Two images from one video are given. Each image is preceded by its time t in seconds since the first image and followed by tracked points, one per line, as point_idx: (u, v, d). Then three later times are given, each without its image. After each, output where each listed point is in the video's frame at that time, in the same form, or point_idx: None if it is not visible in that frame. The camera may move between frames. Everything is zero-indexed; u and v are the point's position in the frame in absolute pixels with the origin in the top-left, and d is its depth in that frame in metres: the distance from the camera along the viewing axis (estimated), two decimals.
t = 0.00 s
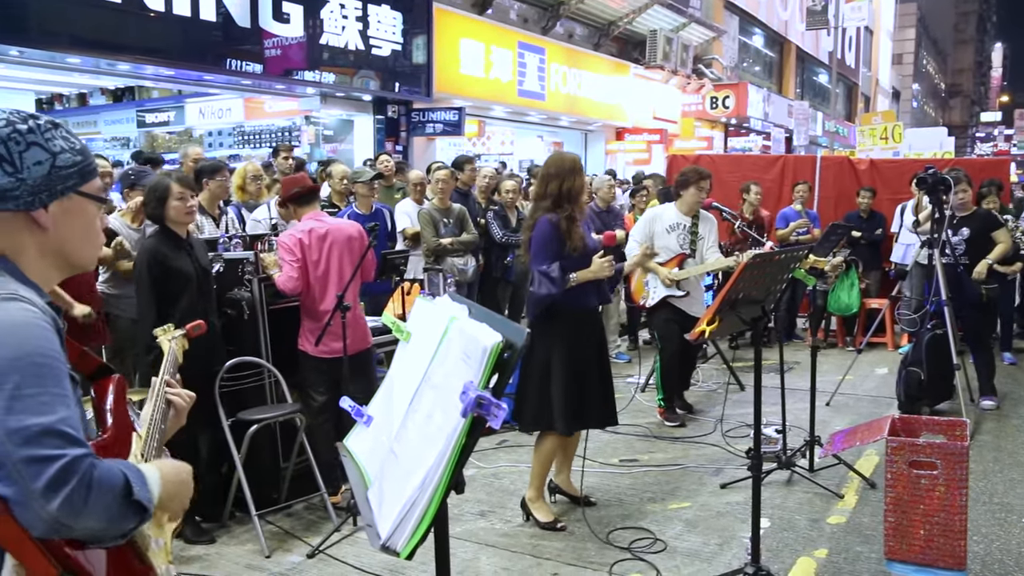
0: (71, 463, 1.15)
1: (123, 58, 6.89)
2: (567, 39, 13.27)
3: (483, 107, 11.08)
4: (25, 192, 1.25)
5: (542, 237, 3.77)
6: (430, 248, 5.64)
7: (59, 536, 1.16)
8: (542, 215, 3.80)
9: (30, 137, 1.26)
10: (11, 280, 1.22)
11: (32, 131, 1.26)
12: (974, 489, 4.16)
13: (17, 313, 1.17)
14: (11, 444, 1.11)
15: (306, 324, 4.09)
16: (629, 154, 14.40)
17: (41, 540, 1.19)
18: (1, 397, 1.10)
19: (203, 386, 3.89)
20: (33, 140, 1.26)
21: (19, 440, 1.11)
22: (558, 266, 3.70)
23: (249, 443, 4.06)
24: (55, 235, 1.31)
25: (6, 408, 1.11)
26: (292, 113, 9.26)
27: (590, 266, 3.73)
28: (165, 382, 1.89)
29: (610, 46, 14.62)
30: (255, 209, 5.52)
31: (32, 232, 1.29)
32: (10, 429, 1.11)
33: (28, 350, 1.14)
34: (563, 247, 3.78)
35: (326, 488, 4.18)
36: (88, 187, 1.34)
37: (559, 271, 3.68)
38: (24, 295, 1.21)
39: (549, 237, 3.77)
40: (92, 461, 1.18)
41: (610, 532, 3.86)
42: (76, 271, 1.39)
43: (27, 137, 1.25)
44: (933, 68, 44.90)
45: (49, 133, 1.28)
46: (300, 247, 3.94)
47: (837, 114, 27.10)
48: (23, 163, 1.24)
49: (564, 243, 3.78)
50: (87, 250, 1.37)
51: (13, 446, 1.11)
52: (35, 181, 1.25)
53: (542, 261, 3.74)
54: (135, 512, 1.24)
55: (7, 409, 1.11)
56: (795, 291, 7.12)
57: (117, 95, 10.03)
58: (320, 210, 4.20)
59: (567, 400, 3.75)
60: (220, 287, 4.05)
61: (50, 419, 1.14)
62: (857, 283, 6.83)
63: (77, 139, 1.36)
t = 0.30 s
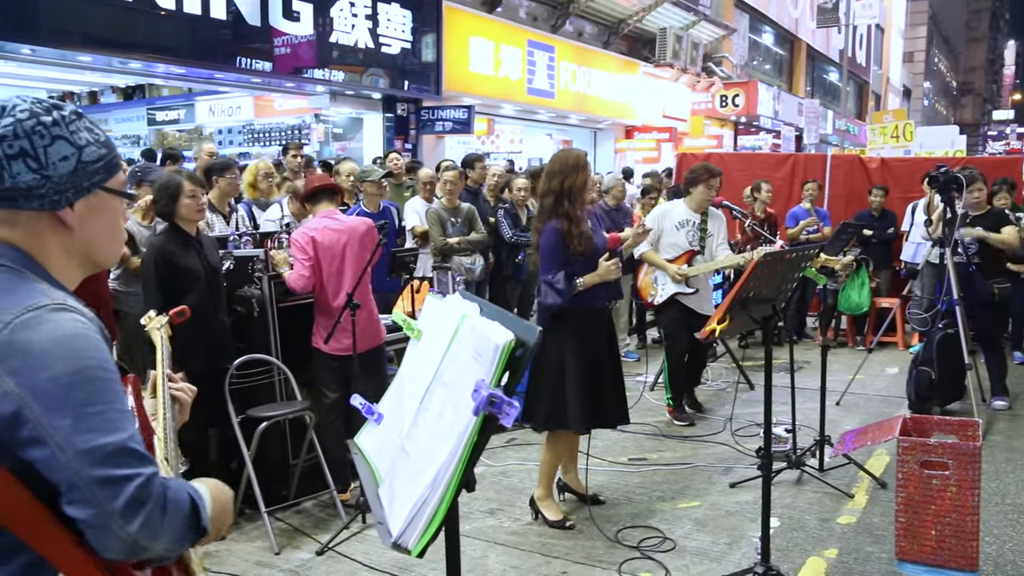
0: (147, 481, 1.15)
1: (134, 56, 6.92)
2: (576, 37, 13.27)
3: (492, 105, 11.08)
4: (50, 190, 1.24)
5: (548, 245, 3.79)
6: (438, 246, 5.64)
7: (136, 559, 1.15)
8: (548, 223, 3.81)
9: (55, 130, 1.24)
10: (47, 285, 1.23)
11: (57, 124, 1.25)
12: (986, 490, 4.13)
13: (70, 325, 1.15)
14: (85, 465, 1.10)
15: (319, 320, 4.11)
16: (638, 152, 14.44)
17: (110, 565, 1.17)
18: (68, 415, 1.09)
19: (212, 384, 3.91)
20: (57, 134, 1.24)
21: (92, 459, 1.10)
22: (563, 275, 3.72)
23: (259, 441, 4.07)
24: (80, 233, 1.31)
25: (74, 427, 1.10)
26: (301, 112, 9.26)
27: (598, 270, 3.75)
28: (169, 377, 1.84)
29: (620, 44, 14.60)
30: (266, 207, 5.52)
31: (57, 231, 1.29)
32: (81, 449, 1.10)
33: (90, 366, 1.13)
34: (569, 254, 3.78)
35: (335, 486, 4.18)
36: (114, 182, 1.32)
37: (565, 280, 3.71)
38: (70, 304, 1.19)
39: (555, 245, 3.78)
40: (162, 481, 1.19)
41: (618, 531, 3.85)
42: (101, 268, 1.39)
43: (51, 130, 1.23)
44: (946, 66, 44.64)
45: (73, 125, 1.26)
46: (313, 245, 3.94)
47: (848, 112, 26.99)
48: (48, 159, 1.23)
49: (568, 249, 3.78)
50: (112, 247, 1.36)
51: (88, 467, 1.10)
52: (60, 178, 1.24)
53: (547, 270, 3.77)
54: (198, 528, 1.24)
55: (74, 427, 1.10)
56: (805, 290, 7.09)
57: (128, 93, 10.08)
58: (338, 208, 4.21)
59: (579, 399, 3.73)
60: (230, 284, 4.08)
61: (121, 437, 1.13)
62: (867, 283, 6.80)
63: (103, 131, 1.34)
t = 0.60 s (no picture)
0: (200, 490, 1.20)
1: (147, 54, 6.94)
2: (588, 35, 13.27)
3: (503, 103, 11.09)
4: (75, 188, 1.23)
5: (564, 249, 3.78)
6: (449, 244, 5.64)
7: (191, 565, 1.20)
8: (564, 224, 3.81)
9: (80, 126, 1.22)
10: (83, 286, 1.25)
11: (82, 120, 1.23)
12: (1000, 492, 4.11)
13: (115, 331, 1.17)
14: (139, 476, 1.14)
15: (331, 317, 4.13)
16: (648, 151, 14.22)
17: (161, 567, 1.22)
18: (120, 426, 1.13)
19: (224, 381, 3.92)
20: (83, 130, 1.22)
21: (148, 471, 1.14)
22: (580, 280, 3.70)
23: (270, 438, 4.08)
24: (105, 233, 1.31)
25: (126, 437, 1.13)
26: (313, 109, 9.27)
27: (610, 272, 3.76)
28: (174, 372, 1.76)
29: (631, 43, 14.58)
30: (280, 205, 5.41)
31: (83, 231, 1.29)
32: (136, 460, 1.13)
33: (139, 376, 1.15)
34: (584, 255, 3.79)
35: (345, 483, 4.18)
36: (138, 178, 1.32)
37: (580, 284, 3.68)
38: (113, 309, 1.21)
39: (570, 248, 3.78)
40: (213, 486, 1.23)
41: (628, 530, 3.85)
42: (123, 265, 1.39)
43: (77, 126, 1.21)
44: (959, 65, 44.36)
45: (98, 120, 1.25)
46: (326, 243, 3.95)
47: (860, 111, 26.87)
48: (73, 156, 1.21)
49: (585, 250, 3.78)
50: (134, 243, 1.36)
51: (143, 478, 1.14)
52: (85, 176, 1.23)
53: (563, 277, 3.74)
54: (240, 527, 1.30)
55: (127, 438, 1.13)
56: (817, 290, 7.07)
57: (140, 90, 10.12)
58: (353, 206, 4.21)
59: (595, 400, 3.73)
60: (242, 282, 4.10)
61: (173, 446, 1.17)
62: (879, 282, 6.77)
63: (126, 126, 1.32)
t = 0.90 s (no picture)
0: (218, 471, 1.26)
1: (161, 53, 6.95)
2: (600, 34, 13.27)
3: (515, 102, 11.10)
4: (83, 185, 1.25)
5: (586, 245, 3.73)
6: (462, 243, 5.65)
7: (212, 544, 1.26)
8: (583, 220, 3.78)
9: (88, 125, 1.24)
10: (93, 279, 1.28)
11: (90, 119, 1.25)
12: (1017, 494, 4.07)
13: (131, 321, 1.22)
14: (161, 459, 1.19)
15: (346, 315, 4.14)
16: (661, 150, 14.24)
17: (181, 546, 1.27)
18: (140, 411, 1.17)
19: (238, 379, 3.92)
20: (90, 128, 1.24)
21: (169, 453, 1.19)
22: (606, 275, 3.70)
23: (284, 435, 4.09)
24: (112, 229, 1.32)
25: (146, 423, 1.18)
26: (326, 108, 9.31)
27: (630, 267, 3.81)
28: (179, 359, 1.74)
29: (643, 42, 14.55)
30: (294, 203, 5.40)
31: (91, 227, 1.30)
32: (158, 444, 1.18)
33: (155, 365, 1.20)
34: (605, 253, 3.78)
35: (358, 481, 4.18)
36: (144, 176, 1.34)
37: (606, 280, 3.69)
38: (126, 300, 1.26)
39: (592, 244, 3.74)
40: (229, 468, 1.29)
41: (641, 529, 3.84)
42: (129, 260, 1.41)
43: (84, 126, 1.23)
44: (975, 63, 44.04)
45: (105, 118, 1.27)
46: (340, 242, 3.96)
47: (874, 109, 26.73)
48: (80, 154, 1.24)
49: (605, 248, 3.77)
50: (141, 239, 1.38)
51: (165, 460, 1.19)
52: (92, 173, 1.25)
53: (588, 273, 3.72)
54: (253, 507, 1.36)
55: (148, 423, 1.18)
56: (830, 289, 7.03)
57: (155, 89, 10.17)
58: (367, 204, 4.21)
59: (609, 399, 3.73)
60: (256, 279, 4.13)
61: (191, 430, 1.22)
62: (894, 282, 6.73)
63: (130, 124, 1.35)
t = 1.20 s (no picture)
0: (187, 466, 1.22)
1: (178, 52, 6.98)
2: (615, 33, 13.28)
3: (531, 101, 11.10)
4: (102, 183, 1.26)
5: (604, 233, 3.73)
6: (477, 242, 5.65)
7: (175, 537, 1.23)
8: (599, 210, 3.78)
9: (107, 125, 1.25)
10: (103, 275, 1.29)
11: (110, 120, 1.26)
12: None
13: (124, 314, 1.22)
14: (132, 451, 1.18)
15: (360, 314, 4.15)
16: (676, 149, 14.12)
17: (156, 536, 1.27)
18: (117, 402, 1.17)
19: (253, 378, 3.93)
20: (109, 129, 1.26)
21: (139, 445, 1.18)
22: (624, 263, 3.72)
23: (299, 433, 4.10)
24: (129, 224, 1.33)
25: (123, 414, 1.18)
26: (341, 107, 9.35)
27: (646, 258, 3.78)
28: (204, 356, 1.59)
29: (657, 41, 14.53)
30: (309, 202, 5.42)
31: (107, 222, 1.31)
32: (130, 435, 1.18)
33: (140, 358, 1.20)
34: (621, 242, 3.78)
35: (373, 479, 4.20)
36: (161, 175, 1.35)
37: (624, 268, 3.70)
38: (124, 294, 1.26)
39: (611, 232, 3.75)
40: (202, 463, 1.26)
41: (655, 530, 3.83)
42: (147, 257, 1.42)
43: (104, 126, 1.25)
44: (993, 62, 43.69)
45: (124, 120, 1.28)
46: (357, 242, 3.98)
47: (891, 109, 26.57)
48: (100, 153, 1.25)
49: (622, 236, 3.77)
50: (158, 236, 1.39)
51: (135, 452, 1.18)
52: (111, 172, 1.26)
53: (607, 260, 3.72)
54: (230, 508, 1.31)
55: (124, 413, 1.18)
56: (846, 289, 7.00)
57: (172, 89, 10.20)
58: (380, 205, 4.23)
59: (627, 397, 3.75)
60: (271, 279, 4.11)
61: (166, 424, 1.21)
62: (911, 283, 6.69)
63: (148, 126, 1.36)
